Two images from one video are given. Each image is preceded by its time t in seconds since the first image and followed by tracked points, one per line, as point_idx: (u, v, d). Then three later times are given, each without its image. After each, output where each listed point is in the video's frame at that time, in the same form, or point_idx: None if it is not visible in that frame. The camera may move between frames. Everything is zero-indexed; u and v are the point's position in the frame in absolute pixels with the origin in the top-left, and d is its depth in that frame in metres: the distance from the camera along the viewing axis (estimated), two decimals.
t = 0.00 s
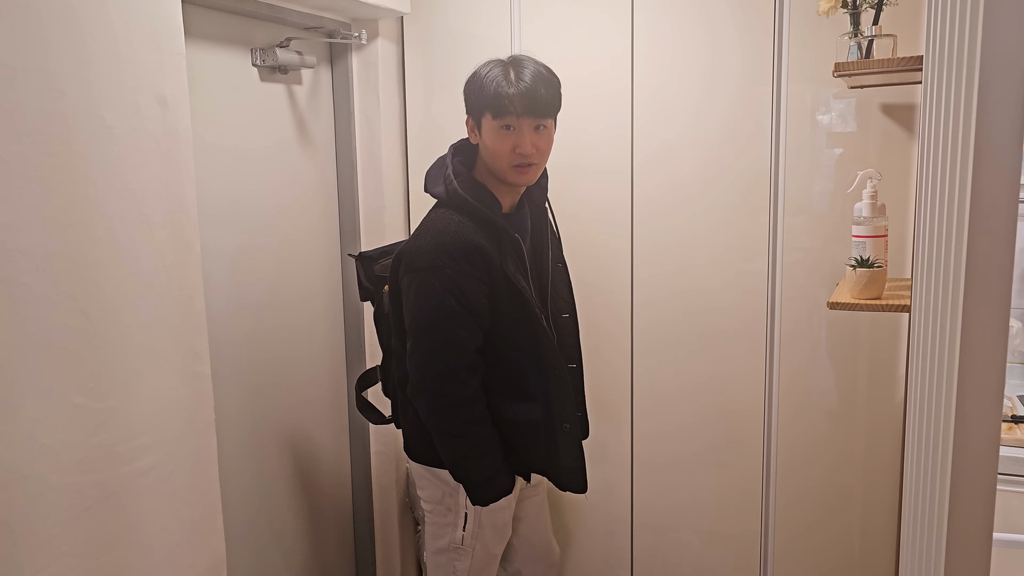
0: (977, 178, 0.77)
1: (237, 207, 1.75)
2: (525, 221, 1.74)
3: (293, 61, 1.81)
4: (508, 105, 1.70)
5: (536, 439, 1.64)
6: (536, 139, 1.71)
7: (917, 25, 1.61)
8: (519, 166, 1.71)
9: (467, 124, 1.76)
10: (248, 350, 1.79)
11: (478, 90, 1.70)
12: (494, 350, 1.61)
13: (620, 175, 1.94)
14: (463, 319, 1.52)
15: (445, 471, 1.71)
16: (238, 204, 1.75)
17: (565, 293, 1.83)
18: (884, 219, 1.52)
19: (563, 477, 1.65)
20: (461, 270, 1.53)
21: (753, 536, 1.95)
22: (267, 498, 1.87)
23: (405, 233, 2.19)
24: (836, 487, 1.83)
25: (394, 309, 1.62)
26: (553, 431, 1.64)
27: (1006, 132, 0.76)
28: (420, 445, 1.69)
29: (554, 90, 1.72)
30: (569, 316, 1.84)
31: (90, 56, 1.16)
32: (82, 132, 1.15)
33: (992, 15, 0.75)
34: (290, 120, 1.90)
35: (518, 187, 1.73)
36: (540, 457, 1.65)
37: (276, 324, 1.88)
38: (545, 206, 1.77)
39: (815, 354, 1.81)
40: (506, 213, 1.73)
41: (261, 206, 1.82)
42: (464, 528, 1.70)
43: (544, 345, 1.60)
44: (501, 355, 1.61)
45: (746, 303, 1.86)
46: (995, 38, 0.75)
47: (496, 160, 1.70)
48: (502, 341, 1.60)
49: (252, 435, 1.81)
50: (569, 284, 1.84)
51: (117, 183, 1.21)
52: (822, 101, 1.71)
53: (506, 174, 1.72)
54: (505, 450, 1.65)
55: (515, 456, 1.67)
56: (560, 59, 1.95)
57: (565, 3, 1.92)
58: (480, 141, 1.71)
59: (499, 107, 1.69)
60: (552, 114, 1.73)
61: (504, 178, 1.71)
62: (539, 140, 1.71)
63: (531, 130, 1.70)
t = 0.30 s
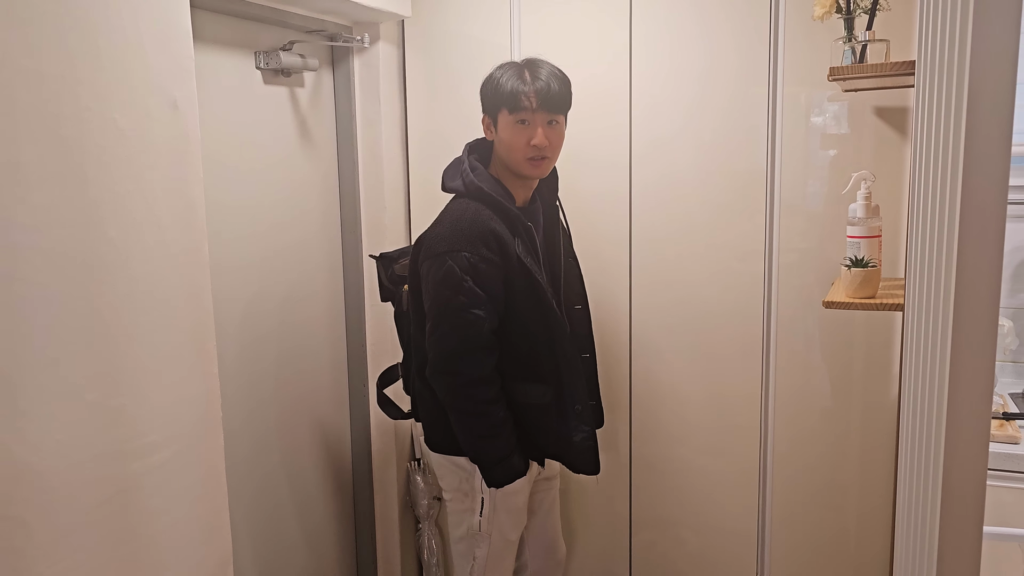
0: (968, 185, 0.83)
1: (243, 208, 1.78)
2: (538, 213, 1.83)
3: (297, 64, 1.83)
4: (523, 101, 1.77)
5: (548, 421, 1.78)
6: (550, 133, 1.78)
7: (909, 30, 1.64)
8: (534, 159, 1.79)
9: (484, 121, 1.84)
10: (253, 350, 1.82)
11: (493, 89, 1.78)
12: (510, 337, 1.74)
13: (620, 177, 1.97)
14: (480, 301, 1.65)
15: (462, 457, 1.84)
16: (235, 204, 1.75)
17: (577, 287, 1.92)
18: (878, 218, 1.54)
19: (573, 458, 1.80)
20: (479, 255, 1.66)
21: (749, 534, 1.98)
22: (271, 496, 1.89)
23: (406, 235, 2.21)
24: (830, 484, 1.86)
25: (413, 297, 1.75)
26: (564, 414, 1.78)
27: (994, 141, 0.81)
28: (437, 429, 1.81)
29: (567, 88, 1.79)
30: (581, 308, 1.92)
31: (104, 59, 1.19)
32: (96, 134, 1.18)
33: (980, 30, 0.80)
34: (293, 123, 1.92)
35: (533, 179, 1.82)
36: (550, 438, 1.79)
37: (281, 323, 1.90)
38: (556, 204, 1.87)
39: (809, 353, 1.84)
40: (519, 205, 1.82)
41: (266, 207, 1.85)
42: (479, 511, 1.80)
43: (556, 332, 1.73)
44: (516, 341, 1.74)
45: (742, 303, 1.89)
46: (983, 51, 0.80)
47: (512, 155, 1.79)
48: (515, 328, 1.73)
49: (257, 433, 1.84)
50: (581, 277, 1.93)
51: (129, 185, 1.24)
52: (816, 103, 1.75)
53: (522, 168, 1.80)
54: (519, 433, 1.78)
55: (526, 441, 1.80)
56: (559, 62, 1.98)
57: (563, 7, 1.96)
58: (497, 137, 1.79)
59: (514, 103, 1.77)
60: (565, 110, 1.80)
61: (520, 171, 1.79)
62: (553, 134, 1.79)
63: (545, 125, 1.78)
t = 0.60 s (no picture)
0: (963, 189, 0.84)
1: (243, 210, 1.79)
2: (540, 203, 1.90)
3: (297, 67, 1.84)
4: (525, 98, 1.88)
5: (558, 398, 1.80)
6: (550, 127, 1.88)
7: (905, 34, 1.66)
8: (535, 151, 1.88)
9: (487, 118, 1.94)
10: (254, 351, 1.83)
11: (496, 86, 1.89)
12: (515, 319, 1.76)
13: (618, 179, 1.98)
14: (485, 281, 1.67)
15: (479, 445, 1.86)
16: (234, 207, 1.76)
17: (582, 276, 1.96)
18: (874, 222, 1.55)
19: (587, 433, 1.82)
20: (481, 237, 1.68)
21: (744, 535, 1.99)
22: (271, 496, 1.90)
23: (406, 237, 2.22)
24: (828, 487, 1.87)
25: (421, 286, 1.79)
26: (572, 388, 1.81)
27: (988, 146, 0.82)
28: (453, 416, 1.84)
29: (567, 85, 1.90)
30: (587, 298, 1.97)
31: (107, 61, 1.20)
32: (97, 134, 1.19)
33: (972, 37, 0.82)
34: (293, 125, 1.92)
35: (534, 171, 1.90)
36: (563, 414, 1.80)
37: (281, 324, 1.91)
38: (558, 196, 1.93)
39: (806, 356, 1.85)
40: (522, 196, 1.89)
41: (267, 209, 1.86)
42: (521, 493, 1.84)
43: (560, 307, 1.76)
44: (520, 322, 1.76)
45: (740, 305, 1.90)
46: (978, 57, 0.81)
47: (514, 147, 1.88)
48: (519, 308, 1.76)
49: (256, 435, 1.85)
50: (585, 268, 1.98)
51: (131, 186, 1.25)
52: (814, 106, 1.76)
53: (523, 160, 1.89)
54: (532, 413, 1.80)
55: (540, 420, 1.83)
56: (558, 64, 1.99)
57: (561, 11, 1.97)
58: (500, 131, 1.89)
59: (516, 99, 1.88)
60: (565, 107, 1.90)
61: (521, 164, 1.88)
62: (553, 127, 1.89)
63: (545, 119, 1.87)
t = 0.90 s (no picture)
0: (963, 195, 0.85)
1: (245, 214, 1.79)
2: (540, 205, 1.90)
3: (298, 71, 1.85)
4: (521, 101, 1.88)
5: (564, 395, 1.80)
6: (546, 129, 1.88)
7: (904, 40, 1.66)
8: (533, 153, 1.87)
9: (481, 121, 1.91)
10: (255, 355, 1.83)
11: (491, 88, 1.87)
12: (519, 318, 1.76)
13: (618, 183, 1.98)
14: (489, 282, 1.67)
15: (487, 446, 1.86)
16: (235, 211, 1.76)
17: (584, 275, 1.96)
18: (873, 227, 1.56)
19: (595, 429, 1.83)
20: (483, 238, 1.68)
21: (743, 541, 1.99)
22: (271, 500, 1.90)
23: (406, 241, 2.22)
24: (828, 493, 1.87)
25: (424, 289, 1.79)
26: (578, 384, 1.82)
27: (986, 152, 0.83)
28: (460, 417, 1.83)
29: (561, 88, 1.90)
30: (589, 296, 1.96)
31: (109, 65, 1.20)
32: (100, 138, 1.20)
33: (970, 45, 0.82)
34: (293, 129, 1.93)
35: (531, 173, 1.89)
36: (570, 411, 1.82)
37: (282, 328, 1.91)
38: (557, 198, 1.93)
39: (806, 361, 1.85)
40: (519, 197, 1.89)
41: (268, 213, 1.86)
42: (531, 489, 1.85)
43: (563, 304, 1.76)
44: (524, 320, 1.77)
45: (739, 310, 1.91)
46: (977, 64, 0.82)
47: (512, 149, 1.87)
48: (522, 307, 1.76)
49: (257, 439, 1.85)
50: (587, 268, 1.97)
51: (133, 190, 1.25)
52: (813, 111, 1.76)
53: (520, 162, 1.88)
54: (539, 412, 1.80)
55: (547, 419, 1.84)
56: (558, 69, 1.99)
57: (560, 17, 1.97)
58: (496, 133, 1.87)
59: (513, 102, 1.87)
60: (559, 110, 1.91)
61: (519, 165, 1.87)
62: (549, 129, 1.88)
63: (541, 122, 1.87)
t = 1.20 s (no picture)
0: (958, 204, 0.85)
1: (246, 221, 1.80)
2: (538, 208, 1.91)
3: (300, 79, 1.85)
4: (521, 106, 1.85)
5: (565, 398, 1.80)
6: (546, 134, 1.86)
7: (903, 48, 1.67)
8: (532, 159, 1.86)
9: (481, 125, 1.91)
10: (256, 361, 1.84)
11: (491, 93, 1.85)
12: (518, 323, 1.77)
13: (618, 189, 1.99)
14: (485, 287, 1.68)
15: (489, 451, 1.87)
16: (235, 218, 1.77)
17: (585, 279, 1.96)
18: (873, 234, 1.56)
19: (597, 433, 1.83)
20: (479, 244, 1.69)
21: (743, 547, 1.99)
22: (272, 506, 1.90)
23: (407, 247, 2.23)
24: (827, 499, 1.87)
25: (424, 296, 1.79)
26: (580, 388, 1.82)
27: (981, 161, 0.84)
28: (462, 423, 1.84)
29: (562, 93, 1.88)
30: (591, 300, 1.96)
31: (112, 73, 1.22)
32: (102, 145, 1.20)
33: (966, 55, 0.82)
34: (295, 135, 1.94)
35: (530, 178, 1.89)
36: (571, 415, 1.82)
37: (284, 334, 1.92)
38: (556, 202, 1.94)
39: (806, 367, 1.85)
40: (518, 203, 1.89)
41: (268, 219, 1.86)
42: (528, 497, 1.86)
43: (561, 307, 1.76)
44: (522, 325, 1.77)
45: (739, 317, 1.91)
46: (972, 75, 0.83)
47: (511, 155, 1.86)
48: (519, 312, 1.76)
49: (259, 444, 1.85)
50: (587, 273, 1.98)
51: (135, 197, 1.26)
52: (813, 118, 1.77)
53: (520, 168, 1.87)
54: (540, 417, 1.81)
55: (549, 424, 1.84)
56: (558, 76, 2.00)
57: (561, 25, 1.98)
58: (496, 139, 1.87)
59: (513, 107, 1.85)
60: (560, 115, 1.89)
61: (517, 171, 1.87)
62: (549, 135, 1.87)
63: (541, 128, 1.86)
